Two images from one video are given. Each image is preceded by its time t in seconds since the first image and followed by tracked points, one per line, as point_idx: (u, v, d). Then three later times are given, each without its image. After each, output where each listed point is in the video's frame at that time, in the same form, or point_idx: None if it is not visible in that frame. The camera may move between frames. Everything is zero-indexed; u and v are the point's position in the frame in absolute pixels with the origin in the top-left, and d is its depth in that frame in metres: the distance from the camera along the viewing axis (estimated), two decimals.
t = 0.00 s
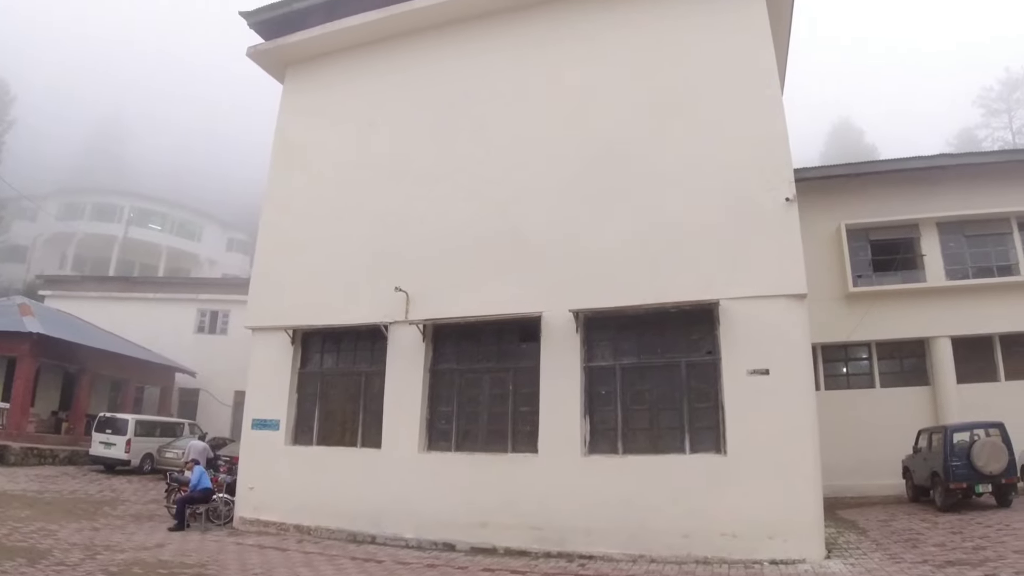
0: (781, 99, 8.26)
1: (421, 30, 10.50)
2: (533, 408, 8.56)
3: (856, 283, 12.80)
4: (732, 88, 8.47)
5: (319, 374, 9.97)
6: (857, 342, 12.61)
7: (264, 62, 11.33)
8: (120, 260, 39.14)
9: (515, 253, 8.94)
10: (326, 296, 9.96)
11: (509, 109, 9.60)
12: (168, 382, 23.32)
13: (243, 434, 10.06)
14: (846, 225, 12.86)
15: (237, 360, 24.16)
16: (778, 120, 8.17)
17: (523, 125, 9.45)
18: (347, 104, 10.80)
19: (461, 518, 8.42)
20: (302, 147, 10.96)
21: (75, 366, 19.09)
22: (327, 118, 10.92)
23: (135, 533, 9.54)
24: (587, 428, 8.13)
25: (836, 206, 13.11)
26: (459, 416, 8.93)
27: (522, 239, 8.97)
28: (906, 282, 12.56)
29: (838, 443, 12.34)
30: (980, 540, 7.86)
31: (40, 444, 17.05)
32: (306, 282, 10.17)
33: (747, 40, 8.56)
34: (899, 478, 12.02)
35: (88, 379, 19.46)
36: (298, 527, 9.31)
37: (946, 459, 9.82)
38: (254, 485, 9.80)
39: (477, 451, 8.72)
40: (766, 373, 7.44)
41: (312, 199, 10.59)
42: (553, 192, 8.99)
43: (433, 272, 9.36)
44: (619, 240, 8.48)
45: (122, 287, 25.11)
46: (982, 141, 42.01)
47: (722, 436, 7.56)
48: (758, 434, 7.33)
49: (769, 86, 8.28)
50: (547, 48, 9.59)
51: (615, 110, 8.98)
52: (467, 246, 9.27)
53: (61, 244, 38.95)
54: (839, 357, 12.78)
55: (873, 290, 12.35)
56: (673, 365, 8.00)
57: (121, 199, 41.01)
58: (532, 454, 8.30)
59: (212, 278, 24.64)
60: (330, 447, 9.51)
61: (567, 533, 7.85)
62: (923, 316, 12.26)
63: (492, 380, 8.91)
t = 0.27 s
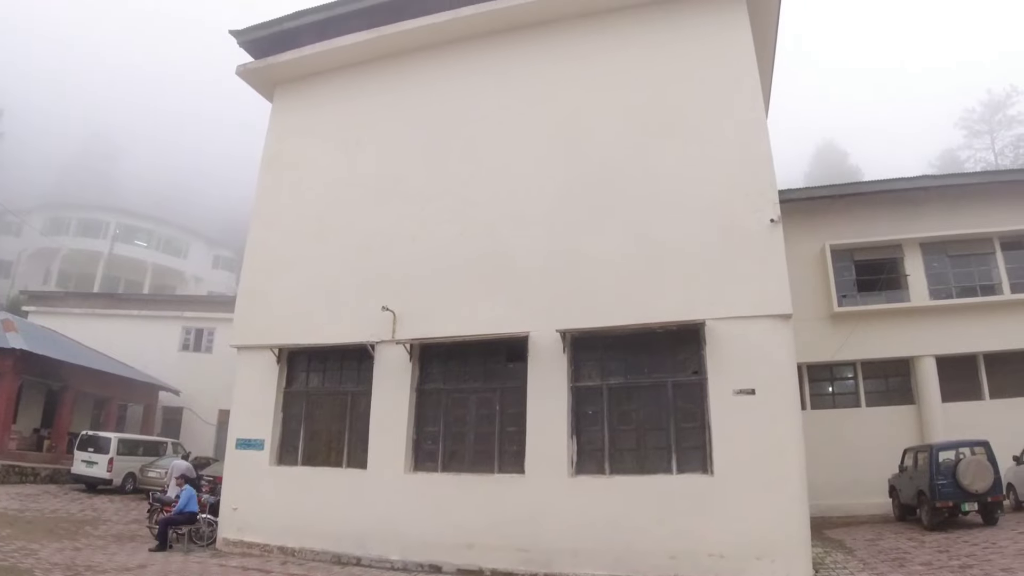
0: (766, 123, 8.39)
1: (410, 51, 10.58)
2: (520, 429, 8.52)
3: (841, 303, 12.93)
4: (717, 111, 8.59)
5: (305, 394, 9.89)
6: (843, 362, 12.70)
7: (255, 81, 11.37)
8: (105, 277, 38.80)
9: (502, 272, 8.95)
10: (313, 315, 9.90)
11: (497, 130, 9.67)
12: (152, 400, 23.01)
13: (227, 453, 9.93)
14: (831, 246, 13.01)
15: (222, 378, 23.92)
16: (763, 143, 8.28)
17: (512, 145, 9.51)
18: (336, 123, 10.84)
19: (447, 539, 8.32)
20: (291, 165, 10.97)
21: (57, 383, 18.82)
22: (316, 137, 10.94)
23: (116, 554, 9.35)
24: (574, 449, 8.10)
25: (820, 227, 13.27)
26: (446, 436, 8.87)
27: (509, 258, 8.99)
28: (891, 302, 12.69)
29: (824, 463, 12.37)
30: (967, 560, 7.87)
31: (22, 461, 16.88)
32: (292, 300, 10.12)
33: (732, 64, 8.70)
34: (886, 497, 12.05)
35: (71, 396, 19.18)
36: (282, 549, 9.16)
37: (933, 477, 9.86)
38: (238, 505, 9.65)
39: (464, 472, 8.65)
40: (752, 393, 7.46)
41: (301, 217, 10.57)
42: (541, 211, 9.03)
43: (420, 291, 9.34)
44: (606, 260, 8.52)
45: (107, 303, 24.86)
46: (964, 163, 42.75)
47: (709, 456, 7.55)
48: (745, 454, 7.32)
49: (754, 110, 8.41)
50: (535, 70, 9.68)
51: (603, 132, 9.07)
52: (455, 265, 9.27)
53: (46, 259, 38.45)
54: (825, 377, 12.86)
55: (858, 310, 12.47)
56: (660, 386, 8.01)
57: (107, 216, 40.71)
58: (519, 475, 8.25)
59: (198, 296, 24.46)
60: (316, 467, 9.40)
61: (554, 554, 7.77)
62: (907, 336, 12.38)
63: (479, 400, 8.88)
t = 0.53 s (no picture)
0: (753, 146, 8.49)
1: (401, 72, 10.66)
2: (509, 450, 8.47)
3: (828, 323, 13.02)
4: (704, 135, 8.70)
5: (292, 415, 9.79)
6: (831, 382, 12.75)
7: (246, 100, 11.39)
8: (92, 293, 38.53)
9: (492, 293, 8.95)
10: (301, 335, 9.84)
11: (487, 151, 9.72)
12: (136, 419, 22.71)
13: (213, 475, 9.79)
14: (818, 267, 13.13)
15: (208, 397, 23.68)
16: (750, 165, 8.38)
17: (501, 166, 9.56)
18: (327, 144, 10.86)
19: (435, 563, 8.21)
20: (281, 185, 10.96)
21: (41, 402, 18.55)
22: (306, 156, 10.95)
23: None
24: (563, 470, 8.05)
25: (807, 248, 13.39)
26: (434, 458, 8.80)
27: (499, 279, 8.99)
28: (877, 322, 12.79)
29: (815, 482, 12.35)
30: None
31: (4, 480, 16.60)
32: (280, 320, 10.06)
33: (719, 89, 8.83)
34: (876, 517, 12.03)
35: (56, 415, 18.91)
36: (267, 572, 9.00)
37: (921, 497, 9.87)
38: (223, 527, 9.50)
39: (452, 494, 8.57)
40: (741, 414, 7.47)
41: (290, 237, 10.54)
42: (530, 232, 9.06)
43: (409, 311, 9.32)
44: (595, 281, 8.54)
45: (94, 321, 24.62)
46: (948, 185, 43.41)
47: (699, 477, 7.53)
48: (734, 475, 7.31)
49: (740, 134, 8.52)
50: (525, 93, 9.77)
51: (591, 154, 9.14)
52: (444, 285, 9.26)
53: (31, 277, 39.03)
54: (813, 397, 12.90)
55: (845, 330, 12.55)
56: (649, 407, 8.00)
57: (95, 232, 40.42)
58: (507, 497, 8.18)
59: (186, 314, 24.30)
60: (302, 489, 9.28)
61: None
62: (894, 355, 12.46)
63: (468, 421, 8.82)
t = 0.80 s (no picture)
0: (739, 168, 8.59)
1: (391, 92, 10.72)
2: (495, 470, 8.41)
3: (814, 343, 13.11)
4: (690, 157, 8.80)
5: (277, 434, 9.69)
6: (817, 402, 12.81)
7: (235, 117, 11.39)
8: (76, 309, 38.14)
9: (479, 312, 8.94)
10: (286, 353, 9.76)
11: (476, 171, 9.77)
12: (118, 437, 22.36)
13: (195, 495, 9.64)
14: (803, 287, 13.24)
15: (192, 416, 23.41)
16: (736, 187, 8.47)
17: (490, 186, 9.60)
18: (315, 162, 10.87)
19: None
20: (269, 203, 10.94)
21: (22, 419, 18.28)
22: (294, 175, 10.95)
23: None
24: (550, 491, 8.01)
25: (793, 268, 13.51)
26: (420, 478, 8.72)
27: (486, 298, 8.99)
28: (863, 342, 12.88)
29: (802, 501, 12.34)
30: None
31: None
32: (266, 338, 9.99)
33: (705, 111, 8.95)
34: (862, 537, 12.03)
35: (37, 431, 18.60)
36: None
37: (908, 516, 9.89)
38: (205, 547, 9.31)
39: (438, 515, 8.49)
40: (727, 434, 7.47)
41: (277, 254, 10.50)
42: (518, 251, 9.08)
43: (396, 329, 9.28)
44: (582, 301, 8.55)
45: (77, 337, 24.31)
46: (932, 206, 44.07)
47: (686, 498, 7.52)
48: (721, 496, 7.29)
49: (726, 157, 8.62)
50: (515, 114, 9.84)
51: (579, 174, 9.21)
52: (431, 305, 9.24)
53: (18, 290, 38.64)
54: (799, 417, 12.94)
55: (830, 350, 12.63)
56: (636, 427, 7.99)
57: (79, 246, 39.90)
58: (494, 518, 8.11)
59: (172, 331, 24.09)
60: (286, 509, 9.16)
61: None
62: (879, 375, 12.55)
63: (455, 441, 8.77)
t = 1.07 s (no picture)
0: (720, 189, 8.70)
1: (377, 108, 10.75)
2: (477, 488, 8.35)
3: (795, 361, 13.22)
4: (672, 177, 8.89)
5: (256, 450, 9.56)
6: (797, 421, 12.89)
7: (219, 131, 11.35)
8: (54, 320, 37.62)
9: (462, 329, 8.92)
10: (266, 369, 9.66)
11: (460, 188, 9.79)
12: (94, 452, 21.92)
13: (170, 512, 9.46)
14: (783, 306, 13.37)
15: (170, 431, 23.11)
16: (717, 207, 8.57)
17: (474, 203, 9.62)
18: (299, 177, 10.84)
19: None
20: (251, 217, 10.88)
21: None
22: (277, 189, 10.91)
23: None
24: (531, 509, 7.96)
25: (774, 287, 13.65)
26: (401, 496, 8.64)
27: (469, 315, 8.97)
28: (843, 361, 13.01)
29: (784, 520, 12.37)
30: None
31: None
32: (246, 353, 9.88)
33: (687, 133, 9.07)
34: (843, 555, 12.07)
35: (12, 445, 18.19)
36: None
37: (888, 534, 9.94)
38: (181, 565, 9.10)
39: (418, 533, 8.40)
40: (709, 453, 7.49)
41: (259, 269, 10.43)
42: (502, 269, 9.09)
43: (379, 345, 9.22)
44: (565, 318, 8.56)
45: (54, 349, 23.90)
46: (910, 227, 44.83)
47: (667, 516, 7.51)
48: (702, 515, 7.29)
49: (708, 177, 8.73)
50: (500, 131, 9.90)
51: (563, 193, 9.26)
52: (414, 321, 9.20)
53: None
54: (780, 436, 13.01)
55: (810, 369, 12.74)
56: (617, 445, 7.99)
57: (58, 258, 39.49)
58: (474, 536, 8.03)
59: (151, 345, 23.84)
60: (264, 527, 9.02)
61: None
62: (858, 394, 12.66)
63: (436, 459, 8.71)
